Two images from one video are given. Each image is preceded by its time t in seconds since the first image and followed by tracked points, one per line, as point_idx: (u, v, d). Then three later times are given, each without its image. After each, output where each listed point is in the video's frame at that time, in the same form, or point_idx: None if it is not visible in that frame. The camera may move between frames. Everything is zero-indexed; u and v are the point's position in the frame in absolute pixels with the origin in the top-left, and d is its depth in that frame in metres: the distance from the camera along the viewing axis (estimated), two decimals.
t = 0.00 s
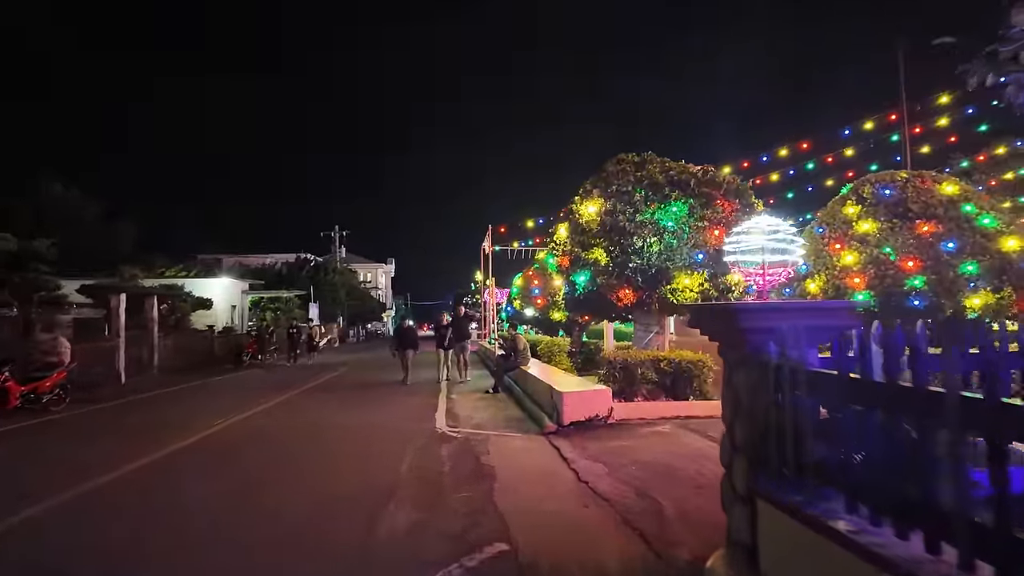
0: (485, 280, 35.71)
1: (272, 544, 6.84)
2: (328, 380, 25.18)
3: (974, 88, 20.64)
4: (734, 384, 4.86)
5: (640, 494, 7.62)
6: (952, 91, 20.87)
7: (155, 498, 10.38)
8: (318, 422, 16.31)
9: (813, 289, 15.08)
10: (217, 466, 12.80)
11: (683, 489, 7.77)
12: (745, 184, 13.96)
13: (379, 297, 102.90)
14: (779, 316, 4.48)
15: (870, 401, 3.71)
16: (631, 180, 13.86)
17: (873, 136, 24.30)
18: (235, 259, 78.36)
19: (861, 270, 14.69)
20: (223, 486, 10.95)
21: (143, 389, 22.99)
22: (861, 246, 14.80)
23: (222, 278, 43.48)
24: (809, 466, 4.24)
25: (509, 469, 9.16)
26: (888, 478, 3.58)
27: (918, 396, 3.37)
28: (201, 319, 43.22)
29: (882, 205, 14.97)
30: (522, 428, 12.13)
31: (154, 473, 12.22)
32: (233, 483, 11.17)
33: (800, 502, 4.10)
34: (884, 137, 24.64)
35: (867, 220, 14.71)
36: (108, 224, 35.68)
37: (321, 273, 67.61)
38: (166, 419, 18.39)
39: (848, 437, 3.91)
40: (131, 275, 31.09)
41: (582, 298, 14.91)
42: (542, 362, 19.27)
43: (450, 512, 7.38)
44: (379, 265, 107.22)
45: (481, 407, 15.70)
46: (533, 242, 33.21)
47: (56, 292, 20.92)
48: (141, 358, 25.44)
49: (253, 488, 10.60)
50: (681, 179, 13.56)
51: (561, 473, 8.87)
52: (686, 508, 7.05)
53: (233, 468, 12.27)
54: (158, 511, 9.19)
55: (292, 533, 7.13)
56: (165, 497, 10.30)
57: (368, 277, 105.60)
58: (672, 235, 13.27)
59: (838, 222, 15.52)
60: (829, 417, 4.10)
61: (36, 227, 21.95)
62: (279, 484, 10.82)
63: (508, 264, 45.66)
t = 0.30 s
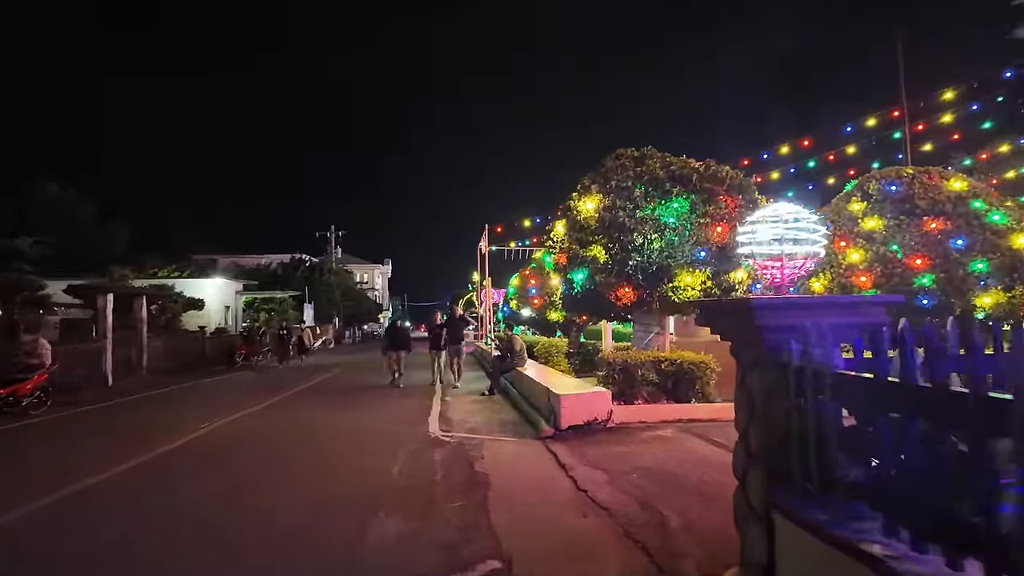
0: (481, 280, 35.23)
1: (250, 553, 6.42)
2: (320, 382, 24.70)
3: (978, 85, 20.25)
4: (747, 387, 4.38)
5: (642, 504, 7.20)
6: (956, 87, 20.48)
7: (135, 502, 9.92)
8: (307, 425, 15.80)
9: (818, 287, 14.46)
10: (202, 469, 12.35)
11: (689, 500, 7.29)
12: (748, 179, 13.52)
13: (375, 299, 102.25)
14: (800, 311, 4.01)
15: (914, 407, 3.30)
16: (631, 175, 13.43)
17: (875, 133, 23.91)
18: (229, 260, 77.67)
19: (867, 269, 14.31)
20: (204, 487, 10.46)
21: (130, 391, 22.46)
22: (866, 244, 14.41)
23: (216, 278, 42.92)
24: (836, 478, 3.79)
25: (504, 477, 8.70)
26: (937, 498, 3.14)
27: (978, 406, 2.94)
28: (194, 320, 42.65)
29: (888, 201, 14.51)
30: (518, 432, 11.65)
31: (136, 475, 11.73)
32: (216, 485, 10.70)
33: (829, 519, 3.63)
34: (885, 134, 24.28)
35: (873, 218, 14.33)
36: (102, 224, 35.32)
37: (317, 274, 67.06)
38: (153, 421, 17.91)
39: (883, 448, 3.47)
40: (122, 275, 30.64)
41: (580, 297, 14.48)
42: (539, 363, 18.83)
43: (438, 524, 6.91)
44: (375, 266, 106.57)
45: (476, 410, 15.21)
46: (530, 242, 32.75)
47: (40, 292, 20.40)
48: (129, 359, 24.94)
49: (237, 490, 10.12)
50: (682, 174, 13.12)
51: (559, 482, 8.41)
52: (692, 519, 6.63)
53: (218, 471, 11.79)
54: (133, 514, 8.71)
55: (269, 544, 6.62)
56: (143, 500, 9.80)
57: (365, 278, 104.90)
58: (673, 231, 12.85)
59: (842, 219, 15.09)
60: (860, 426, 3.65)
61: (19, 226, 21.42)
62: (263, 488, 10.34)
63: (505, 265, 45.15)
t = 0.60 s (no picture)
0: (480, 281, 34.73)
1: None
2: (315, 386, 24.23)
3: (987, 81, 19.80)
4: (766, 402, 3.98)
5: (645, 524, 6.74)
6: (965, 83, 20.02)
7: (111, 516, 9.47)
8: (299, 431, 15.34)
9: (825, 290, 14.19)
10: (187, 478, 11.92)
11: (694, 519, 6.83)
12: (754, 177, 13.04)
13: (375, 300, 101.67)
14: (827, 320, 3.61)
15: (968, 437, 2.87)
16: (632, 173, 12.97)
17: (881, 131, 23.40)
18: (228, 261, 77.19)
19: (876, 270, 13.86)
20: (187, 494, 10.00)
21: (121, 395, 22.00)
22: (875, 245, 13.99)
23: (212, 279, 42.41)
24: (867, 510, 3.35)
25: (498, 491, 8.24)
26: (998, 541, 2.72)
27: None
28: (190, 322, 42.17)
29: (898, 200, 14.03)
30: (515, 441, 11.14)
31: (117, 481, 11.29)
32: (199, 492, 10.23)
33: (859, 559, 3.19)
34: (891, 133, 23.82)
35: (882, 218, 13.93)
36: (97, 225, 34.97)
37: (315, 276, 66.54)
38: (142, 426, 17.45)
39: (930, 480, 3.06)
40: (116, 277, 30.26)
41: (580, 299, 14.02)
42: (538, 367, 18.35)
43: (426, 547, 6.45)
44: (375, 267, 106.02)
45: (473, 416, 14.72)
46: (530, 243, 32.24)
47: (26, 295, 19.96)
48: (121, 363, 24.49)
49: (219, 497, 9.65)
50: (686, 173, 12.64)
51: (556, 497, 7.95)
52: (699, 542, 6.15)
53: (202, 477, 11.32)
54: (107, 525, 8.25)
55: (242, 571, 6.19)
56: (120, 508, 9.33)
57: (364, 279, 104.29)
58: (676, 232, 12.36)
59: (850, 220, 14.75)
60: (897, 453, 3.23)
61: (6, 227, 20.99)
62: (247, 495, 9.86)
63: (505, 266, 44.56)
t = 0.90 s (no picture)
0: (479, 282, 34.23)
1: None
2: (310, 388, 23.71)
3: (997, 76, 19.38)
4: (790, 411, 3.45)
5: (650, 537, 6.28)
6: (973, 79, 19.58)
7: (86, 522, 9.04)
8: (289, 434, 14.85)
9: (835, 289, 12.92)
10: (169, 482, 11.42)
11: (702, 532, 6.34)
12: (759, 172, 12.57)
13: (375, 302, 101.12)
14: (866, 313, 3.14)
15: None
16: (634, 168, 12.50)
17: (887, 128, 22.95)
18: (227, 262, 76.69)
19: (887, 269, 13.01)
20: (165, 498, 9.53)
21: (110, 398, 21.47)
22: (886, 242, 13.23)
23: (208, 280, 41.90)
24: (924, 528, 2.91)
25: (493, 501, 7.75)
26: None
27: None
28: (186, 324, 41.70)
29: (908, 196, 13.59)
30: (512, 446, 10.63)
31: (97, 485, 10.82)
32: (179, 496, 9.75)
33: None
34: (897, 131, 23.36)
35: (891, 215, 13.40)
36: (94, 226, 34.82)
37: (313, 277, 66.08)
38: (129, 429, 16.96)
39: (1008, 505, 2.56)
40: (110, 278, 29.84)
41: (581, 299, 13.51)
42: (537, 369, 17.85)
43: (412, 562, 5.97)
44: (374, 269, 105.24)
45: (469, 420, 14.20)
46: (529, 243, 31.75)
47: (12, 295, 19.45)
48: (111, 366, 24.02)
49: (199, 502, 9.18)
50: (689, 167, 12.17)
51: (554, 508, 7.46)
52: (708, 558, 5.67)
53: (184, 481, 10.84)
54: (77, 533, 7.79)
55: None
56: (94, 514, 8.85)
57: (364, 281, 103.66)
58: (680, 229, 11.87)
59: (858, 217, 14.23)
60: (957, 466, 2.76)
61: None
62: (228, 498, 9.38)
63: (505, 267, 44.06)
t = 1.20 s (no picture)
0: (477, 283, 33.64)
1: None
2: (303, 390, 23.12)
3: (1008, 72, 18.93)
4: (844, 432, 2.89)
5: (662, 558, 5.75)
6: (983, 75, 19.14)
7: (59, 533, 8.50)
8: (279, 435, 14.27)
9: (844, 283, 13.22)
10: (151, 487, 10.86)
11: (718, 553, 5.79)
12: (768, 166, 12.09)
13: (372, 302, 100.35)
14: (946, 312, 2.68)
15: None
16: (638, 163, 12.01)
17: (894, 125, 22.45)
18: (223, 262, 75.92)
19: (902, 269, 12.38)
20: (142, 504, 8.99)
21: (97, 401, 20.83)
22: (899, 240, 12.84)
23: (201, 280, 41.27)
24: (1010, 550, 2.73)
25: (491, 515, 7.22)
26: None
27: None
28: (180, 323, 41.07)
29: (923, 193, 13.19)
30: (510, 453, 10.09)
31: (73, 489, 10.26)
32: (157, 499, 9.20)
33: None
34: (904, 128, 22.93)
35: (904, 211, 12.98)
36: (92, 227, 35.30)
37: (309, 277, 65.45)
38: (114, 431, 16.36)
39: None
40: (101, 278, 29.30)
41: (582, 299, 12.96)
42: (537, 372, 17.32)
43: None
44: (372, 270, 104.42)
45: (466, 425, 13.65)
46: (528, 243, 31.20)
47: None
48: (99, 367, 23.40)
49: (177, 508, 8.64)
50: (696, 161, 11.67)
51: (556, 524, 6.92)
52: None
53: (164, 484, 10.28)
54: (44, 545, 7.24)
55: None
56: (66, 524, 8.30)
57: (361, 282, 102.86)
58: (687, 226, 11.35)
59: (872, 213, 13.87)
60: None
61: None
62: (209, 503, 8.83)
63: (504, 267, 43.42)
